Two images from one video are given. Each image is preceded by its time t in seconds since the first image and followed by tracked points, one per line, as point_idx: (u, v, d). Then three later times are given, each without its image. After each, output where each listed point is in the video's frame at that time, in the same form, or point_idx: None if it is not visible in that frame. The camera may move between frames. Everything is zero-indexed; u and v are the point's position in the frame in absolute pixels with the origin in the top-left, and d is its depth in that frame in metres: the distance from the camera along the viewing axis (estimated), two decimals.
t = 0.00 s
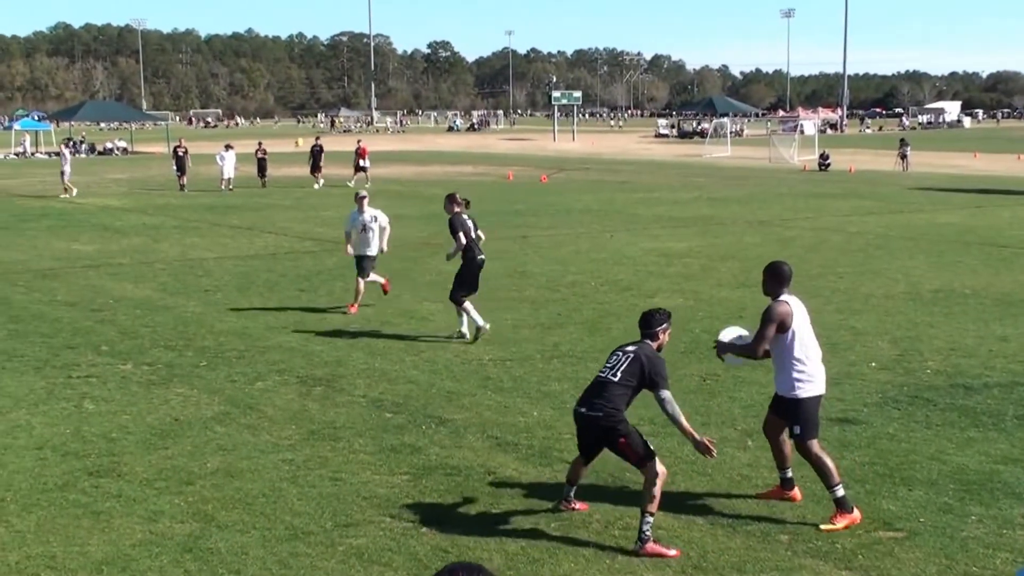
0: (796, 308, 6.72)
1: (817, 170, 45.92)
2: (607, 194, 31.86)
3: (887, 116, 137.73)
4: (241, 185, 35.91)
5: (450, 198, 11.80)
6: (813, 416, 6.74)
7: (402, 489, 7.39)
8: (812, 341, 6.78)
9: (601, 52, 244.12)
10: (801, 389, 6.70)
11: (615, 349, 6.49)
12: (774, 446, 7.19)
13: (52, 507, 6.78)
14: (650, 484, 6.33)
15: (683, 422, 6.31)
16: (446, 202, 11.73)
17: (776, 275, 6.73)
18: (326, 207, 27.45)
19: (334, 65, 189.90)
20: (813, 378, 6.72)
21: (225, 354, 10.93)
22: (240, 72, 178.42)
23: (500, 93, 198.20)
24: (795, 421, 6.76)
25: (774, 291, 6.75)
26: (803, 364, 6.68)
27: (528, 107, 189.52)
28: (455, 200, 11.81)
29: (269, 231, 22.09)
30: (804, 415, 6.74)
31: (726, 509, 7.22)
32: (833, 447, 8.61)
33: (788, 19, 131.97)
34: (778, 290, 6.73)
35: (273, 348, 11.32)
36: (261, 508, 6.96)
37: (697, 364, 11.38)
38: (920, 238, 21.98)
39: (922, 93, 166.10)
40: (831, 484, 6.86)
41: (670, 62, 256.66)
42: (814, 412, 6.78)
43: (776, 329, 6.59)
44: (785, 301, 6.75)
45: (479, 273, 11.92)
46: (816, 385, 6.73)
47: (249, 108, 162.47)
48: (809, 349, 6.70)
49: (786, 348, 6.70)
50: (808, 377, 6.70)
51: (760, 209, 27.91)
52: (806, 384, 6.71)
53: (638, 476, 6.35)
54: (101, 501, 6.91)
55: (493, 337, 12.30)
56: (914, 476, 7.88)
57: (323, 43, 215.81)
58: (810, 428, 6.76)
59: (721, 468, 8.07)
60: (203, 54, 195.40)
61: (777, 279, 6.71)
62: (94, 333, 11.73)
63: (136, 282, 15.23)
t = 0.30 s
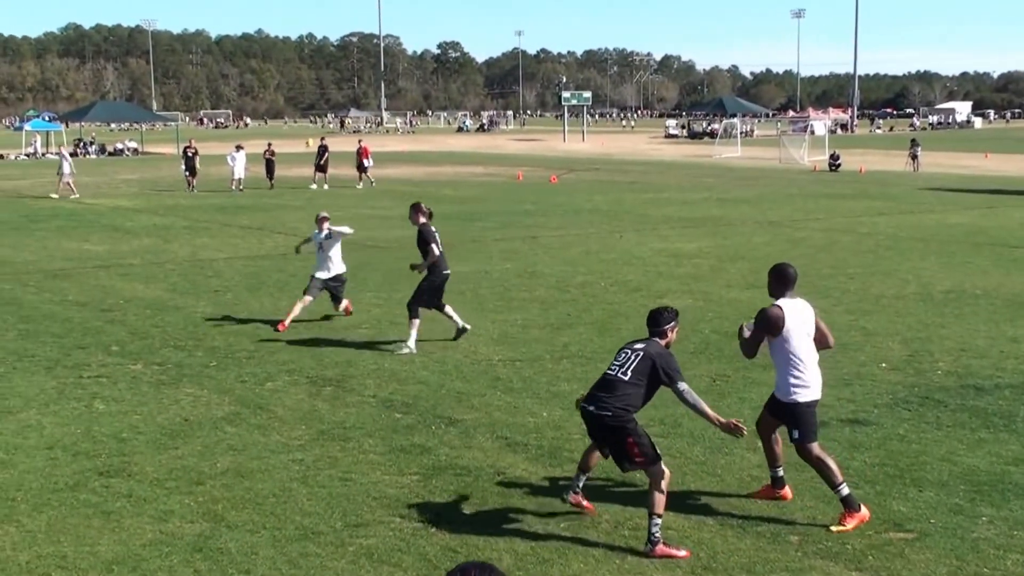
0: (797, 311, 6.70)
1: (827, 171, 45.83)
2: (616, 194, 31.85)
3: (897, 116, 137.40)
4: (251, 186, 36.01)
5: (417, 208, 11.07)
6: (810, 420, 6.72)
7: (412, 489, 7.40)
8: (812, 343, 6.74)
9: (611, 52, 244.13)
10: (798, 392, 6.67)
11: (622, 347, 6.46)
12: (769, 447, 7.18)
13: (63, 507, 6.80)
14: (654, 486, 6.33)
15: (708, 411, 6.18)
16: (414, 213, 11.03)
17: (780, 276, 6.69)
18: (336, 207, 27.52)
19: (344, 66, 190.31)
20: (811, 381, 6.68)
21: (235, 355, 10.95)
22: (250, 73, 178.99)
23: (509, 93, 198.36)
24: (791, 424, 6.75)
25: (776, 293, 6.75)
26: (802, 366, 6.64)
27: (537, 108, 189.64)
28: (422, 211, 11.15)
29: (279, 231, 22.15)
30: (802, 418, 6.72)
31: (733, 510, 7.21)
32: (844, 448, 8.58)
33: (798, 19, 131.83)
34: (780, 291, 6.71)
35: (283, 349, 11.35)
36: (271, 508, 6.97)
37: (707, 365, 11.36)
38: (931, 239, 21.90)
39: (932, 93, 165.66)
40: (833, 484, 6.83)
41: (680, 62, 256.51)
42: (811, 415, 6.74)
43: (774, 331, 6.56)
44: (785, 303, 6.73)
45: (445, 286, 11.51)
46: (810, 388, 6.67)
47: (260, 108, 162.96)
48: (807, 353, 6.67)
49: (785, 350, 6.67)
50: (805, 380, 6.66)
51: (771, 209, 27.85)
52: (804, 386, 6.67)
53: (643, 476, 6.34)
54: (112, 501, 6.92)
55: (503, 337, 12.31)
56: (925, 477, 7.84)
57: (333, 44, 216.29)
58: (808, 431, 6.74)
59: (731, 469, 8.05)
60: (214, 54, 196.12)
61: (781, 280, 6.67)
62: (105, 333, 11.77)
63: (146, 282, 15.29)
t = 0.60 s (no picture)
0: (802, 312, 6.67)
1: (837, 171, 45.73)
2: (626, 195, 31.82)
3: (908, 117, 137.04)
4: (261, 186, 36.14)
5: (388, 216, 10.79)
6: (816, 419, 6.69)
7: (421, 490, 7.40)
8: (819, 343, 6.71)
9: (621, 53, 244.08)
10: (807, 391, 6.65)
11: (625, 345, 6.53)
12: (779, 449, 7.17)
13: (73, 507, 6.81)
14: (654, 479, 6.30)
15: (682, 418, 6.28)
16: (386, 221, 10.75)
17: (785, 278, 6.66)
18: (345, 207, 27.57)
19: (354, 67, 190.56)
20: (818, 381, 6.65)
21: (245, 355, 10.97)
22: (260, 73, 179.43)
23: (519, 93, 198.39)
24: (798, 424, 6.73)
25: (780, 295, 6.72)
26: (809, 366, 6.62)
27: (547, 108, 189.64)
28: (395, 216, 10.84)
29: (289, 232, 22.19)
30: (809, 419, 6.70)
31: (742, 511, 7.18)
32: (853, 449, 8.54)
33: (808, 19, 131.47)
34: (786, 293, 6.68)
35: (291, 349, 11.34)
36: (281, 508, 6.97)
37: (716, 365, 11.34)
38: (942, 240, 21.80)
39: (944, 93, 165.19)
40: (827, 484, 6.72)
41: (691, 62, 256.23)
42: (818, 413, 6.71)
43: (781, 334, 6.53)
44: (791, 304, 6.69)
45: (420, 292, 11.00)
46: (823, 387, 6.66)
47: (270, 109, 163.31)
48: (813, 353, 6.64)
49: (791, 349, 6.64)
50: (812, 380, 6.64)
51: (781, 210, 27.78)
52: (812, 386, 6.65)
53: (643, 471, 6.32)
54: (123, 501, 6.94)
55: (512, 338, 12.29)
56: (935, 479, 7.79)
57: (342, 44, 216.58)
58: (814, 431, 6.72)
59: (740, 470, 8.02)
60: (224, 55, 196.85)
61: (783, 284, 6.65)
62: (115, 333, 11.80)
63: (157, 283, 15.32)
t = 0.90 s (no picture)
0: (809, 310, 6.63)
1: (847, 172, 45.59)
2: (636, 196, 31.76)
3: (919, 117, 136.51)
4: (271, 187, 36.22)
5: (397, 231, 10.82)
6: (810, 422, 6.65)
7: (431, 490, 7.39)
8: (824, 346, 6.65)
9: (631, 53, 243.81)
10: (798, 391, 6.63)
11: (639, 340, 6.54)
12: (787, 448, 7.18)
13: (84, 506, 6.83)
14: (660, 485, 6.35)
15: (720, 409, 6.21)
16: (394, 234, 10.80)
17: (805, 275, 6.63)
18: (355, 208, 27.59)
19: (364, 67, 190.80)
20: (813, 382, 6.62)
21: (255, 355, 10.99)
22: (270, 74, 179.86)
23: (528, 94, 198.46)
24: (791, 422, 6.74)
25: (808, 295, 6.69)
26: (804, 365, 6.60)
27: (557, 108, 189.61)
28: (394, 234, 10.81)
29: (299, 232, 22.21)
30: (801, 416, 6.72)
31: (752, 512, 7.16)
32: (863, 450, 8.51)
33: (819, 20, 131.20)
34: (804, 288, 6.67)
35: (301, 349, 11.36)
36: (291, 508, 6.98)
37: (726, 366, 11.31)
38: (953, 240, 21.70)
39: (955, 94, 164.49)
40: (826, 483, 6.72)
41: (700, 62, 255.79)
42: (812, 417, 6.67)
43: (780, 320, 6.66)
44: (810, 304, 6.67)
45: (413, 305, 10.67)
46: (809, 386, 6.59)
47: (279, 110, 163.50)
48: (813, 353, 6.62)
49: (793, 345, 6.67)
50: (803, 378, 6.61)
51: (791, 211, 27.69)
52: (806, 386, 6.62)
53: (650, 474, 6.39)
54: (133, 501, 6.96)
55: (521, 338, 12.28)
56: (946, 480, 7.76)
57: (352, 45, 216.89)
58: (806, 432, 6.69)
59: (751, 471, 8.00)
60: (234, 56, 197.42)
61: (811, 283, 6.59)
62: (125, 333, 11.83)
63: (167, 283, 15.36)
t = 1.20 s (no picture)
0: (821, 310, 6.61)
1: (857, 173, 45.47)
2: (645, 196, 31.72)
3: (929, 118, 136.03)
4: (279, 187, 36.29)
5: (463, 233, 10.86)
6: (817, 419, 6.64)
7: (440, 491, 7.39)
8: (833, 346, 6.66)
9: (640, 54, 243.57)
10: (806, 387, 6.62)
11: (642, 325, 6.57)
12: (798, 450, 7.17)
13: (94, 506, 6.85)
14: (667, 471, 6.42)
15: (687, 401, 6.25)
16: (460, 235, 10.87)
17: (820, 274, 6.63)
18: (363, 209, 27.62)
19: (373, 67, 190.92)
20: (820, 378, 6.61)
21: (264, 356, 11.00)
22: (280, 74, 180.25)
23: (537, 94, 198.44)
24: (797, 419, 6.72)
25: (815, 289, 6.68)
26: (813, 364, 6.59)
27: (566, 108, 189.45)
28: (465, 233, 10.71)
29: (308, 233, 22.24)
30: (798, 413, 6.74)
31: (762, 513, 7.15)
32: (873, 452, 8.47)
33: (827, 21, 131.03)
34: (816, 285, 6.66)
35: (310, 350, 11.37)
36: (300, 508, 6.99)
37: (736, 367, 11.28)
38: (963, 241, 21.62)
39: (964, 94, 163.91)
40: (829, 480, 6.73)
41: (709, 63, 255.38)
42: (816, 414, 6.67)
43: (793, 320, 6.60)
44: (818, 298, 6.66)
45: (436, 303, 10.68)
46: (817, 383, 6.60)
47: (289, 110, 163.67)
48: (823, 351, 6.61)
49: (801, 343, 6.64)
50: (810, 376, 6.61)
51: (800, 211, 27.62)
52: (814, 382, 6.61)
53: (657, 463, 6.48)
54: (143, 501, 6.97)
55: (530, 339, 12.27)
56: (956, 482, 7.72)
57: (361, 45, 217.11)
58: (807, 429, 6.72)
59: (761, 472, 7.99)
60: (243, 57, 197.89)
61: (823, 278, 6.59)
62: (135, 333, 11.87)
63: (176, 283, 15.39)
